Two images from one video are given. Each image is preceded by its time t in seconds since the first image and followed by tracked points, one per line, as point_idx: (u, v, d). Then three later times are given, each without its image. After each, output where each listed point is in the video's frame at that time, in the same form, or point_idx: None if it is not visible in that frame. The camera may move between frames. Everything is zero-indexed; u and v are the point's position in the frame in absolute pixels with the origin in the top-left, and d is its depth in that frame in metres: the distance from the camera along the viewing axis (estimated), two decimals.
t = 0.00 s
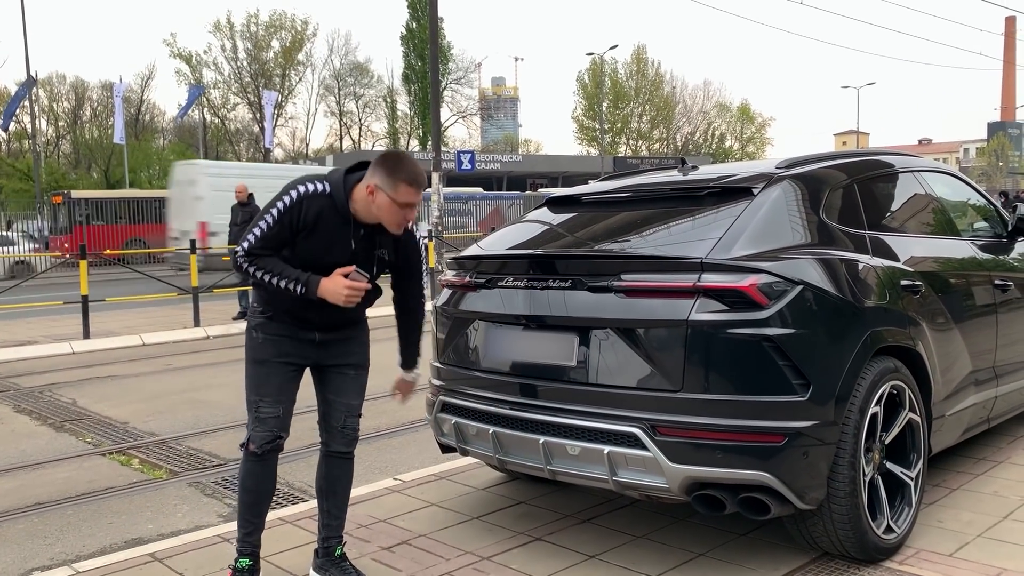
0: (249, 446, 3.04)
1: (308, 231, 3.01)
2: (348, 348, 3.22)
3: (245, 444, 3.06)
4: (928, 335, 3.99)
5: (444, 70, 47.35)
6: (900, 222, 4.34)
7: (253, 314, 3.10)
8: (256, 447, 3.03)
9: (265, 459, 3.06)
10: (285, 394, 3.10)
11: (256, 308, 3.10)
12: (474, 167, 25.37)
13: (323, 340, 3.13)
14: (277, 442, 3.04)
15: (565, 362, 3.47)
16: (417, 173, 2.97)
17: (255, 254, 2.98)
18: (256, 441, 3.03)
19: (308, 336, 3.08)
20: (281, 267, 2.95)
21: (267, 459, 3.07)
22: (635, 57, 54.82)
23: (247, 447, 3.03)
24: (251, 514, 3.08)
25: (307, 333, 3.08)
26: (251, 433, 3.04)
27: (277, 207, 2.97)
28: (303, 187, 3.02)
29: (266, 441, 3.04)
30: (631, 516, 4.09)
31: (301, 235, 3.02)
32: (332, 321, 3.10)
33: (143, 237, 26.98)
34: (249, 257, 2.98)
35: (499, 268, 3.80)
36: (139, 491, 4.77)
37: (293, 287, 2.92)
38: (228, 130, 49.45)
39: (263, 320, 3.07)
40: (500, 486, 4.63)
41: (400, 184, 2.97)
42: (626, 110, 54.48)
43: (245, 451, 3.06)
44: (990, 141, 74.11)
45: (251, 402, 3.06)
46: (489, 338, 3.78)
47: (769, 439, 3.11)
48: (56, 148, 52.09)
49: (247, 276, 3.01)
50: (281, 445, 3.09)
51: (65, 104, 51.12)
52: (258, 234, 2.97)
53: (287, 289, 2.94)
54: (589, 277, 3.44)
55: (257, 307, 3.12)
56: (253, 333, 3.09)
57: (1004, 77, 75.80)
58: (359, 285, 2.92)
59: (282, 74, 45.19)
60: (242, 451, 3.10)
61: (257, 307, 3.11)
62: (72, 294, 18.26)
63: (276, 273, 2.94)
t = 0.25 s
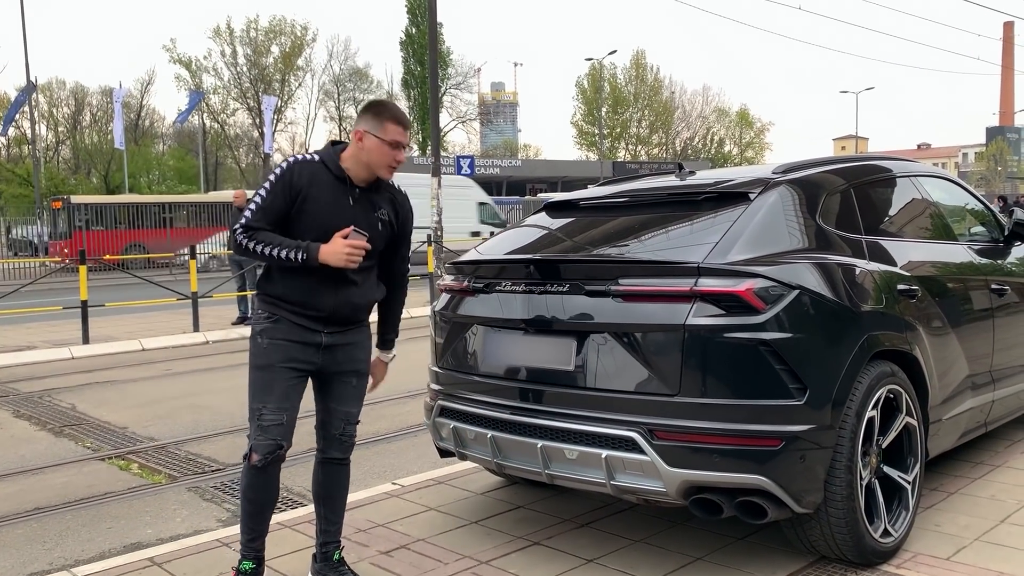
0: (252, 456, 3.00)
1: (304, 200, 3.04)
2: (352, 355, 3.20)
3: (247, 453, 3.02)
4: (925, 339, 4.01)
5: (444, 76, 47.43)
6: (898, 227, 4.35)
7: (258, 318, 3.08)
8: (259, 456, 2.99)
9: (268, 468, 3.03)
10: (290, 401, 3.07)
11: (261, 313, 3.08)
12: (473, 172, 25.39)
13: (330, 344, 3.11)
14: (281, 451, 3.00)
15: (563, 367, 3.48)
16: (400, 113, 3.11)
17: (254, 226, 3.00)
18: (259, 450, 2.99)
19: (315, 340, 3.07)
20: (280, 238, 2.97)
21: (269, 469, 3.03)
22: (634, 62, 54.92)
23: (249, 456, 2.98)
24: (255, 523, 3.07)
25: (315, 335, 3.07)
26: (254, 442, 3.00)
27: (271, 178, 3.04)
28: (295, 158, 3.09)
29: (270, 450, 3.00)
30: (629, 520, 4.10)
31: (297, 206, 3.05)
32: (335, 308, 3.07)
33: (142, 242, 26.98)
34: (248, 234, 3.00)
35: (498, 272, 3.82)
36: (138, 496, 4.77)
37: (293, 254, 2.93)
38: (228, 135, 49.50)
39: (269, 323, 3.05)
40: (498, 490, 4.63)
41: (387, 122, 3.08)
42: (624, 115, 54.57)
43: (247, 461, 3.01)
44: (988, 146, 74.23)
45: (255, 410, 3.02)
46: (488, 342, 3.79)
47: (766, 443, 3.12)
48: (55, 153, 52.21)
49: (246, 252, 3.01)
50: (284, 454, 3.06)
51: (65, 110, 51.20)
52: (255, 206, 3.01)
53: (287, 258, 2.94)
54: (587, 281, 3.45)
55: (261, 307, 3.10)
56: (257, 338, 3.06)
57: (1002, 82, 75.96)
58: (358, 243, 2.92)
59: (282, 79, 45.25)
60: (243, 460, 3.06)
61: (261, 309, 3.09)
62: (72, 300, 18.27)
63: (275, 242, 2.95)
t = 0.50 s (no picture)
0: (260, 467, 2.93)
1: (299, 193, 3.06)
2: (351, 362, 3.20)
3: (253, 464, 2.93)
4: (923, 343, 4.01)
5: (444, 81, 47.49)
6: (896, 231, 4.36)
7: (258, 326, 3.02)
8: (268, 466, 2.92)
9: (276, 479, 2.96)
10: (296, 409, 3.01)
11: (261, 320, 3.02)
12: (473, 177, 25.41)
13: (331, 351, 3.10)
14: (291, 460, 2.94)
15: (562, 372, 3.48)
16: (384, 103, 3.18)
17: (249, 220, 2.97)
18: (268, 460, 2.92)
19: (318, 347, 3.05)
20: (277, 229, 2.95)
21: (276, 480, 2.97)
22: (634, 67, 54.98)
23: (258, 467, 2.91)
24: (256, 536, 3.01)
25: (318, 342, 3.05)
26: (262, 452, 2.92)
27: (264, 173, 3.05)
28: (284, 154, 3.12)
29: (279, 460, 2.93)
30: (628, 525, 4.09)
31: (291, 199, 3.06)
32: (337, 307, 3.06)
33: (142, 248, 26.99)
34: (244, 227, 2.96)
35: (497, 278, 3.83)
36: (137, 502, 4.77)
37: (293, 243, 2.90)
38: (228, 141, 49.56)
39: (271, 331, 2.99)
40: (498, 495, 4.63)
41: (369, 108, 3.15)
42: (624, 120, 54.65)
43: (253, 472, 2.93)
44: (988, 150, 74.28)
45: (262, 419, 2.95)
46: (487, 348, 3.80)
47: (765, 448, 3.12)
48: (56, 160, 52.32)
49: (243, 247, 2.95)
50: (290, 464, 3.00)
51: (66, 116, 51.32)
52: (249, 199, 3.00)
53: (287, 249, 2.91)
54: (585, 286, 3.46)
55: (259, 315, 3.04)
56: (259, 346, 3.00)
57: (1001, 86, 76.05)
58: (358, 228, 2.91)
59: (282, 85, 45.32)
60: (246, 472, 2.98)
61: (260, 317, 3.03)
62: (72, 306, 18.29)
63: (274, 234, 2.92)
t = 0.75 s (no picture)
0: (253, 482, 2.90)
1: (288, 194, 3.02)
2: (346, 371, 3.17)
3: (247, 479, 2.91)
4: (926, 346, 4.01)
5: (446, 85, 47.56)
6: (899, 234, 4.36)
7: (250, 338, 2.96)
8: (262, 481, 2.90)
9: (271, 494, 2.93)
10: (290, 422, 2.99)
11: (253, 331, 2.97)
12: (476, 181, 25.44)
13: (325, 361, 3.07)
14: (285, 474, 2.92)
15: (564, 376, 3.49)
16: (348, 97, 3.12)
17: (238, 220, 2.91)
18: (263, 475, 2.89)
19: (312, 357, 3.02)
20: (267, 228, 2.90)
21: (272, 494, 2.95)
22: (636, 70, 55.01)
23: (251, 483, 2.88)
24: (251, 560, 2.93)
25: (312, 352, 3.01)
26: (255, 468, 2.90)
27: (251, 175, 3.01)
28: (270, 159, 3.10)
29: (274, 475, 2.91)
30: (631, 529, 4.09)
31: (280, 202, 3.03)
32: (331, 313, 3.03)
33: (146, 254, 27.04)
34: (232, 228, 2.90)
35: (499, 282, 3.84)
36: (141, 507, 4.78)
37: (284, 239, 2.85)
38: (231, 146, 49.67)
39: (264, 343, 2.95)
40: (501, 499, 4.63)
41: (335, 106, 3.12)
42: (627, 123, 54.70)
43: (248, 487, 2.91)
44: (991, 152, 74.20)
45: (256, 434, 2.92)
46: (489, 352, 3.80)
47: (767, 451, 3.12)
48: (60, 165, 52.48)
49: (231, 248, 2.88)
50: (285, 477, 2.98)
51: (69, 122, 51.49)
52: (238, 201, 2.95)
53: (279, 245, 2.85)
54: (587, 290, 3.46)
55: (251, 326, 2.98)
56: (251, 360, 2.95)
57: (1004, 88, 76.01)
58: (348, 219, 2.90)
59: (285, 90, 45.43)
60: (241, 488, 2.94)
61: (252, 328, 2.97)
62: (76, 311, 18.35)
63: (264, 231, 2.87)
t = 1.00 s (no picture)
0: (250, 497, 2.83)
1: (255, 203, 2.92)
2: (337, 381, 3.10)
3: (243, 494, 2.84)
4: (933, 346, 3.99)
5: (451, 87, 47.61)
6: (906, 234, 4.34)
7: (237, 349, 2.88)
8: (259, 496, 2.83)
9: (268, 508, 2.87)
10: (284, 434, 2.91)
11: (239, 342, 2.89)
12: (482, 182, 25.45)
13: (314, 372, 3.00)
14: (281, 487, 2.85)
15: (569, 377, 3.49)
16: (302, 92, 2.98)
17: (205, 240, 2.83)
18: (259, 490, 2.83)
19: (301, 368, 2.94)
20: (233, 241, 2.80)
21: (269, 508, 2.88)
22: (642, 71, 54.96)
23: (248, 498, 2.82)
24: (251, 572, 2.87)
25: (301, 363, 2.94)
26: (251, 482, 2.83)
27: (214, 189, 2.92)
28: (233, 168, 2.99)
29: (269, 489, 2.84)
30: (638, 530, 4.09)
31: (248, 213, 2.93)
32: (317, 319, 2.95)
33: (153, 256, 27.15)
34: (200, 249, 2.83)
35: (505, 283, 3.84)
36: (148, 509, 4.80)
37: (248, 248, 2.75)
38: (238, 148, 49.81)
39: (252, 353, 2.86)
40: (507, 501, 4.63)
41: (290, 104, 2.98)
42: (633, 124, 54.67)
43: (245, 503, 2.84)
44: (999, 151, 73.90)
45: (249, 448, 2.84)
46: (494, 353, 3.80)
47: (774, 452, 3.11)
48: (68, 168, 52.74)
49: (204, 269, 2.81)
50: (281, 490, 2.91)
51: (77, 125, 51.75)
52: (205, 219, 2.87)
53: (244, 255, 2.75)
54: (592, 291, 3.46)
55: (237, 338, 2.91)
56: (239, 371, 2.87)
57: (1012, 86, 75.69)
58: (308, 208, 2.73)
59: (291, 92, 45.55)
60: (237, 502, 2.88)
61: (238, 339, 2.89)
62: (85, 313, 18.43)
63: (229, 246, 2.78)
